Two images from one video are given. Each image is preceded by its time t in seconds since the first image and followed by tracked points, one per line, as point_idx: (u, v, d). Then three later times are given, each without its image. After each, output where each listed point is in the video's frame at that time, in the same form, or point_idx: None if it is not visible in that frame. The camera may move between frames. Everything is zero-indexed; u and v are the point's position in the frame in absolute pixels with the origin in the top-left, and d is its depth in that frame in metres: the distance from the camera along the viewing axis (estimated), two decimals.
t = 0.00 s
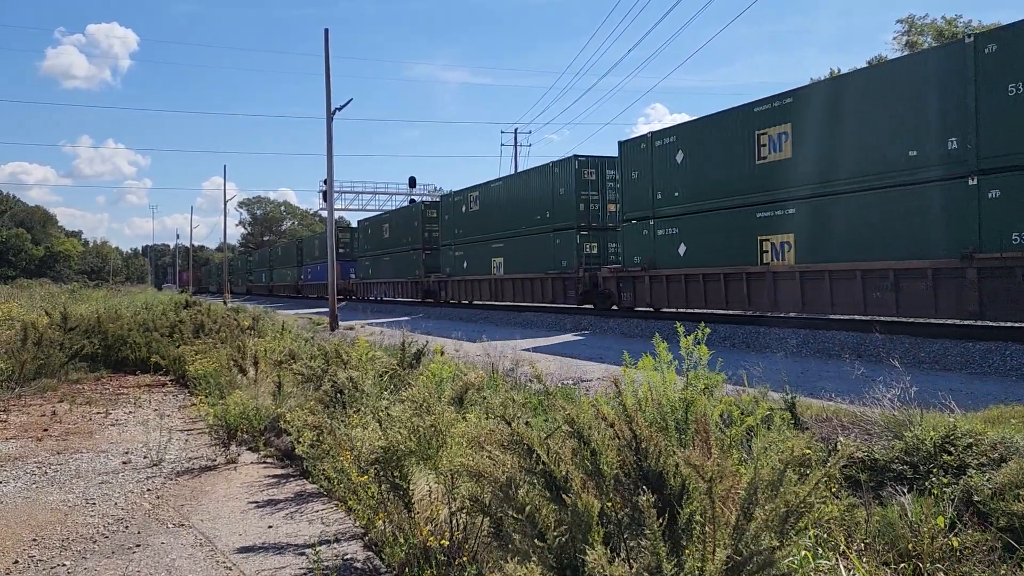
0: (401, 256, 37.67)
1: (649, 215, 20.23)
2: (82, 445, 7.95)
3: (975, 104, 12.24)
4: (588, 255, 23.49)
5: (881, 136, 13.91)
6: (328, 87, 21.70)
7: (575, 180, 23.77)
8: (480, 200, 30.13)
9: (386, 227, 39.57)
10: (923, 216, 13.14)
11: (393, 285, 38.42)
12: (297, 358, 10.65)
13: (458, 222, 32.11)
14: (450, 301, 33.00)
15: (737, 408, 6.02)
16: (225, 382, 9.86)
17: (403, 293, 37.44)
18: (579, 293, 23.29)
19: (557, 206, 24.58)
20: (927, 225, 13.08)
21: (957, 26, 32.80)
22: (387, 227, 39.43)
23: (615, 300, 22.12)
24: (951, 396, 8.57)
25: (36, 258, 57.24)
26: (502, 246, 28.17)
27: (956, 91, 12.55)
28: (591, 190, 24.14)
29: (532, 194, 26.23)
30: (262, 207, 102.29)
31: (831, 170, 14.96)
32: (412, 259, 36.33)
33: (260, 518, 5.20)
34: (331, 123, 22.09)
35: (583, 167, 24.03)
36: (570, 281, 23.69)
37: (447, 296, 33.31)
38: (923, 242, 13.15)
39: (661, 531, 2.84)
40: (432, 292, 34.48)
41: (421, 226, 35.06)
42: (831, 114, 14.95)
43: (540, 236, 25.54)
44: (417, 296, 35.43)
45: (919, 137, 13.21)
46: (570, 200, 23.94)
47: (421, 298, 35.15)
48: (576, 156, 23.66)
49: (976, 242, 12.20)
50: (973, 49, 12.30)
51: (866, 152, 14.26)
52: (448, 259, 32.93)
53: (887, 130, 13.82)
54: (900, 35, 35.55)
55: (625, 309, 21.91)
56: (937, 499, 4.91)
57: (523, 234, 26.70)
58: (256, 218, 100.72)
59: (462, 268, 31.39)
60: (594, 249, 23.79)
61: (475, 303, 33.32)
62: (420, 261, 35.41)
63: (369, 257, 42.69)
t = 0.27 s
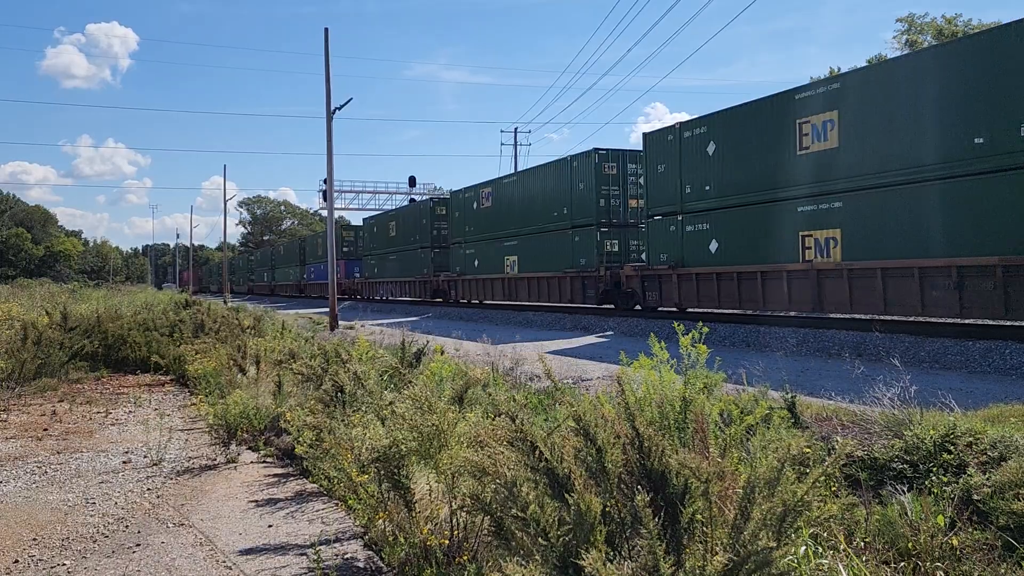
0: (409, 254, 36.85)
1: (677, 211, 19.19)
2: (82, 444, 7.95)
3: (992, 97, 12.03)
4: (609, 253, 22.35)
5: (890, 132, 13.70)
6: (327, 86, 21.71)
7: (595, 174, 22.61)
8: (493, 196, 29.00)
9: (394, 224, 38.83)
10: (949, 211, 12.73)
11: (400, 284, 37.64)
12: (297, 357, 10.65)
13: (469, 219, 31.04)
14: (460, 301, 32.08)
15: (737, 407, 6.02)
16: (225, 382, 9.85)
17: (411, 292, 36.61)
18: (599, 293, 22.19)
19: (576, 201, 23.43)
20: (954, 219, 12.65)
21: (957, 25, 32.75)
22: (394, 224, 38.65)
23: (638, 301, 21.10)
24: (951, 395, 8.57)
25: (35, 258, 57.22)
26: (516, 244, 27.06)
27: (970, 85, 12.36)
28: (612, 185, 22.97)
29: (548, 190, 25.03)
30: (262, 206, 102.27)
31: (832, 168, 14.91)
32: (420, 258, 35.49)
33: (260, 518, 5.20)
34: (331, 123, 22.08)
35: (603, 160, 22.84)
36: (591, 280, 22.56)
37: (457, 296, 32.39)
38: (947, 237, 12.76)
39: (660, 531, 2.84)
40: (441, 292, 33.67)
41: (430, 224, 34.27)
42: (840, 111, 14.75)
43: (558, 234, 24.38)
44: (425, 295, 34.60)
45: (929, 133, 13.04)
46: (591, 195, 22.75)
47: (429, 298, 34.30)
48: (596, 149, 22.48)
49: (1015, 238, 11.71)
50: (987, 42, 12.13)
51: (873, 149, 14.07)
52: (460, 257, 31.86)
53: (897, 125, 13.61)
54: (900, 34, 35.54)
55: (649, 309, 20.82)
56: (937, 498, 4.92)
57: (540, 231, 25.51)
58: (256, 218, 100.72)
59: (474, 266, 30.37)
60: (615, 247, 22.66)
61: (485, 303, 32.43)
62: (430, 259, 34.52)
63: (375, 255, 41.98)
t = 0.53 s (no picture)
0: (417, 252, 36.05)
1: (708, 206, 18.13)
2: (82, 444, 7.95)
3: (996, 96, 11.98)
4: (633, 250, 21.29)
5: (892, 131, 13.64)
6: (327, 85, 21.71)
7: (617, 169, 21.44)
8: (506, 192, 27.95)
9: (401, 222, 38.05)
10: (950, 211, 12.69)
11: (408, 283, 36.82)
12: (297, 356, 10.65)
13: (482, 216, 30.00)
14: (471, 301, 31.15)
15: (737, 405, 6.02)
16: (224, 381, 9.85)
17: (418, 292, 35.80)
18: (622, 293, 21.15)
19: (596, 196, 22.31)
20: (954, 219, 12.62)
21: (957, 23, 32.72)
22: (401, 222, 37.84)
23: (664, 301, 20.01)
24: (952, 394, 8.56)
25: (35, 257, 57.19)
26: (532, 241, 25.99)
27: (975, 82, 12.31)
28: (635, 179, 21.80)
29: (566, 184, 23.92)
30: (262, 204, 102.24)
31: (832, 166, 14.90)
32: (429, 256, 34.63)
33: (260, 517, 5.20)
34: (331, 121, 22.06)
35: (626, 153, 21.65)
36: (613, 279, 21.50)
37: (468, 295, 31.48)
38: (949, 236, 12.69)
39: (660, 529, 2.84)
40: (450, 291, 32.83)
41: (439, 221, 33.45)
42: (869, 102, 14.16)
43: (577, 231, 23.26)
44: (434, 295, 33.73)
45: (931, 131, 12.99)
46: (612, 189, 21.60)
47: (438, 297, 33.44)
48: (618, 142, 21.31)
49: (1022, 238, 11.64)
50: (993, 39, 12.06)
51: (875, 147, 14.03)
52: (471, 255, 30.85)
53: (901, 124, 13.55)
54: (900, 32, 35.52)
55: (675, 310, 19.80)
56: (937, 496, 4.92)
57: (557, 228, 24.43)
58: (256, 217, 100.70)
59: (487, 264, 29.39)
60: (638, 244, 21.58)
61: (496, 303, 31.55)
62: (440, 257, 33.62)
63: (381, 254, 41.22)
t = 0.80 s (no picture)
0: (425, 250, 35.11)
1: (743, 200, 17.13)
2: (82, 443, 7.95)
3: (997, 95, 11.96)
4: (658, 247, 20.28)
5: (951, 117, 12.64)
6: (326, 84, 21.73)
7: (641, 161, 20.49)
8: (520, 187, 26.91)
9: (407, 219, 37.15)
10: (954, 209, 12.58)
11: (415, 281, 35.91)
12: (297, 355, 10.66)
13: (495, 212, 28.96)
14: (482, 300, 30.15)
15: (736, 404, 6.03)
16: (224, 380, 9.85)
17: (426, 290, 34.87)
18: (647, 291, 20.07)
19: (618, 191, 21.31)
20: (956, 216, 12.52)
21: (957, 22, 32.70)
22: (408, 219, 36.90)
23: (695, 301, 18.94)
24: (951, 393, 8.56)
25: (35, 256, 57.17)
26: (548, 238, 24.95)
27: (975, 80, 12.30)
28: (660, 173, 20.86)
29: (586, 179, 22.89)
30: (262, 203, 102.23)
31: (832, 165, 14.91)
32: (437, 254, 33.66)
33: (259, 516, 5.20)
34: (331, 120, 22.05)
35: (651, 146, 20.73)
36: (638, 277, 20.41)
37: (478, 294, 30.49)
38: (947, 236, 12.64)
39: (660, 528, 2.83)
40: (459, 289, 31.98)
41: (448, 218, 32.55)
42: (927, 88, 13.12)
43: (598, 227, 22.23)
44: (443, 293, 32.77)
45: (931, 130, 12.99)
46: (636, 183, 20.60)
47: (447, 296, 32.49)
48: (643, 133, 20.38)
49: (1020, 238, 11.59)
50: (995, 37, 12.04)
51: (875, 146, 14.02)
52: (484, 253, 29.77)
53: (934, 116, 13.00)
54: (900, 31, 35.51)
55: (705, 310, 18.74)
56: (936, 495, 4.92)
57: (575, 223, 23.38)
58: (256, 216, 100.72)
59: (500, 262, 28.37)
60: (663, 241, 20.56)
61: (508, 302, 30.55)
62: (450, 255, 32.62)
63: (387, 252, 40.34)
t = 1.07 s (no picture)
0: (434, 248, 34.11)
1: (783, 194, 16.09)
2: (82, 442, 7.96)
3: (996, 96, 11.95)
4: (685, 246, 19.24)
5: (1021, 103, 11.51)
6: (326, 83, 21.73)
7: (668, 154, 19.37)
8: (536, 182, 25.79)
9: (415, 216, 36.18)
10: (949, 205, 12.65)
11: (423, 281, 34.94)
12: (297, 354, 10.67)
13: (509, 208, 27.81)
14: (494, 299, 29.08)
15: (735, 404, 6.03)
16: (224, 379, 9.85)
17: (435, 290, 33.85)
18: (675, 292, 19.00)
19: (643, 186, 20.26)
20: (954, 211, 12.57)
21: (957, 22, 32.69)
22: (415, 216, 35.96)
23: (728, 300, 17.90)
24: (950, 393, 8.55)
25: (35, 255, 57.19)
26: (566, 236, 23.88)
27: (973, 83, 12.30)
28: (687, 167, 19.76)
29: (608, 173, 21.82)
30: (261, 202, 102.12)
31: (878, 157, 13.98)
32: (447, 252, 32.59)
33: (259, 515, 5.21)
34: (331, 119, 22.05)
35: (678, 138, 19.64)
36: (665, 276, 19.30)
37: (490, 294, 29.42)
38: (944, 236, 12.73)
39: (657, 527, 2.83)
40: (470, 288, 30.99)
41: (458, 215, 31.52)
42: (995, 70, 11.99)
43: (621, 223, 21.14)
44: (453, 293, 31.74)
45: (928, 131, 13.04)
46: (662, 177, 19.55)
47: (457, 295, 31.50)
48: (670, 125, 19.27)
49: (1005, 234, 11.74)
50: (994, 40, 11.96)
51: (874, 145, 14.08)
52: (497, 251, 28.64)
53: (1003, 101, 11.86)
54: (900, 31, 35.51)
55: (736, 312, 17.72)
56: (936, 495, 4.91)
57: (597, 220, 22.31)
58: (256, 215, 100.74)
59: (514, 261, 27.24)
60: (690, 238, 19.50)
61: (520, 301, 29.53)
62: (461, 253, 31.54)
63: (393, 250, 39.38)
